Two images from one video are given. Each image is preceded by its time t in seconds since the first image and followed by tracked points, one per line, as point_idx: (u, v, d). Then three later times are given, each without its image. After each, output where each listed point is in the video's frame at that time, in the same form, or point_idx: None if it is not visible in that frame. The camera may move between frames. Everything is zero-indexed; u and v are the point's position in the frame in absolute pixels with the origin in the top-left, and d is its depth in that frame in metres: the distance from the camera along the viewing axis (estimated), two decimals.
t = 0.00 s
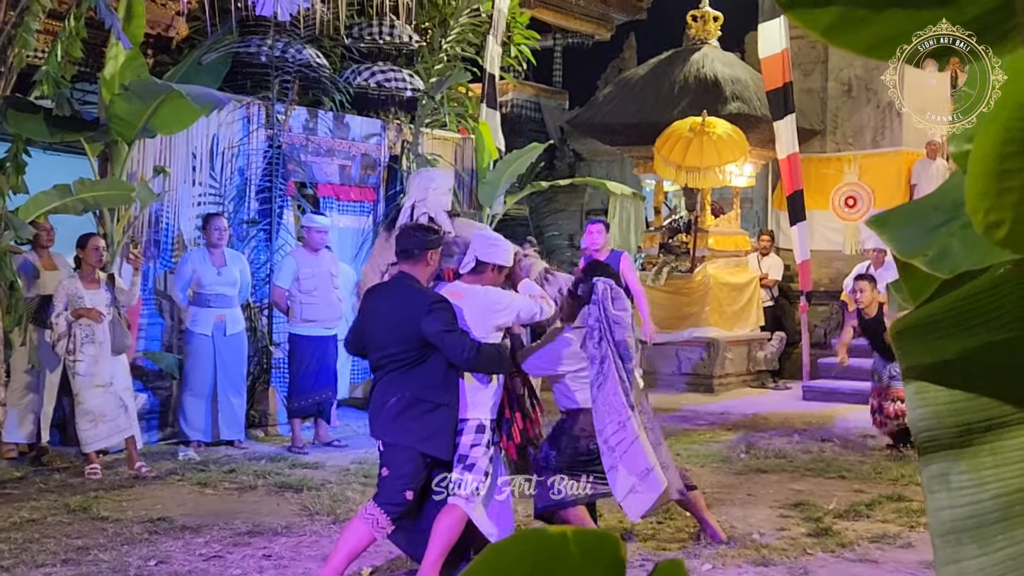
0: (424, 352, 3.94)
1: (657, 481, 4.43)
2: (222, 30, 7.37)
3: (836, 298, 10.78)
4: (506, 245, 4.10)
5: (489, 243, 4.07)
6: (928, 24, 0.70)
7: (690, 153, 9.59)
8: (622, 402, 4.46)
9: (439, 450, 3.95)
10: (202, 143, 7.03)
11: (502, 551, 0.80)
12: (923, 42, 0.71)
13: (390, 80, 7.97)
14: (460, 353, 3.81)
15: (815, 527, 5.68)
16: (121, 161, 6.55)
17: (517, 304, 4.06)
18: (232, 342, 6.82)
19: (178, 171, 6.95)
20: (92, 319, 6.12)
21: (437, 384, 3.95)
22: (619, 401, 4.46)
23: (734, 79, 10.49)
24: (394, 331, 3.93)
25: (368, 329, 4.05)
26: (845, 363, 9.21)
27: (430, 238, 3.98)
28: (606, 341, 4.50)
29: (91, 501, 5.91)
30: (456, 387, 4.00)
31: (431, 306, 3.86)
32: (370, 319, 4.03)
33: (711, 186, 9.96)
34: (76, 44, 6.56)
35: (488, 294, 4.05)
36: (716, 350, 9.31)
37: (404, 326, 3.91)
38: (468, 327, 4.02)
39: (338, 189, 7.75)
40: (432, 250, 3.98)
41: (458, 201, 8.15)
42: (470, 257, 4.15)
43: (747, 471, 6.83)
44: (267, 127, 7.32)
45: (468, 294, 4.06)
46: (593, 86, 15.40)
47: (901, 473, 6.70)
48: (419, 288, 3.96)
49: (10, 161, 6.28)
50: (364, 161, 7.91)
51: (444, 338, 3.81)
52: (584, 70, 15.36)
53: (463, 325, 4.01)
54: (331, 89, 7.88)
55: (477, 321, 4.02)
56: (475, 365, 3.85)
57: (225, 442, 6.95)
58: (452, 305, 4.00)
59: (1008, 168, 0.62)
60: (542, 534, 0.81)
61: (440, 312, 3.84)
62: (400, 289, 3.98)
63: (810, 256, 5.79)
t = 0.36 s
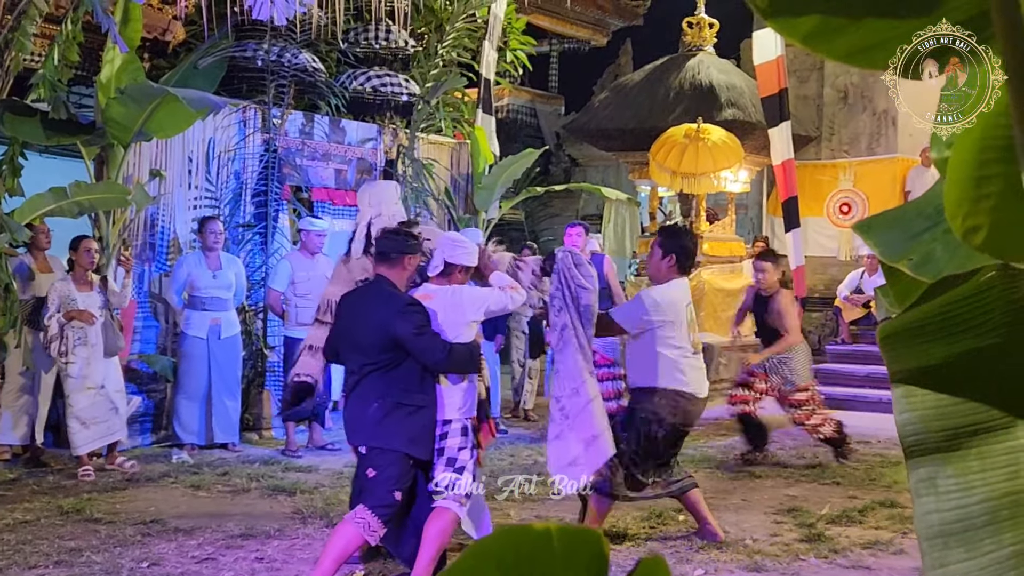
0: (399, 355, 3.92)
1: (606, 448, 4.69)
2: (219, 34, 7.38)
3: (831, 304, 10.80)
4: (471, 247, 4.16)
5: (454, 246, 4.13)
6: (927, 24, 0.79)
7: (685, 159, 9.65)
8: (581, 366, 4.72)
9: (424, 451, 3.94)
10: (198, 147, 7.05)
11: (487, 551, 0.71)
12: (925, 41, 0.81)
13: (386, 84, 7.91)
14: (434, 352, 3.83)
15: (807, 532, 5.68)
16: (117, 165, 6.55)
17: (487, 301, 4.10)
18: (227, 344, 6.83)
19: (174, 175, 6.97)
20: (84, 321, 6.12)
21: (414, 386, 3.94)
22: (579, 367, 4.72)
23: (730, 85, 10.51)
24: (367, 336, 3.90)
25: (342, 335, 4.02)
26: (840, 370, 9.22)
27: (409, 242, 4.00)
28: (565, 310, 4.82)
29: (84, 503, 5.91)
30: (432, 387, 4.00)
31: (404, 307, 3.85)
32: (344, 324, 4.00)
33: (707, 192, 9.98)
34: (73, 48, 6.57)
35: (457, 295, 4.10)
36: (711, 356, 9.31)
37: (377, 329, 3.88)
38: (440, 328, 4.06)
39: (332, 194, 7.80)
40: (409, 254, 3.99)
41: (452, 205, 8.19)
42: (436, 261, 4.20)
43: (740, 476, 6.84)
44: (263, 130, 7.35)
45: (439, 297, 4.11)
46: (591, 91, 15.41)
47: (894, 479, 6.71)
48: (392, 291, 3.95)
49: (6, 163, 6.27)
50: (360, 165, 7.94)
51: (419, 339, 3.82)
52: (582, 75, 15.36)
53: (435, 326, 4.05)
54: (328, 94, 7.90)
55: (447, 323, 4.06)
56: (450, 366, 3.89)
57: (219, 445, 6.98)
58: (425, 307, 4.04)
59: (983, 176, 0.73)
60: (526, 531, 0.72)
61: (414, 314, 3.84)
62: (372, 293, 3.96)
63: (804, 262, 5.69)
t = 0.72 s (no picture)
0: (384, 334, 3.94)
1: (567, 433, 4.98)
2: (217, 31, 7.42)
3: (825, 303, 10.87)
4: (465, 239, 4.16)
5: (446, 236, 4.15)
6: (929, 24, 0.66)
7: (681, 158, 9.70)
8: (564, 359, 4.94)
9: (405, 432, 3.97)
10: (196, 142, 7.09)
11: (491, 551, 0.70)
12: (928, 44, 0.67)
13: (384, 82, 8.02)
14: (414, 332, 3.83)
15: (802, 528, 5.74)
16: (115, 160, 6.60)
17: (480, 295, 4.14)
18: (224, 340, 6.86)
19: (172, 170, 7.01)
20: (83, 314, 6.15)
21: (400, 365, 3.96)
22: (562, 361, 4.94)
23: (724, 85, 10.56)
24: (354, 314, 3.94)
25: (332, 313, 4.07)
26: (834, 368, 9.30)
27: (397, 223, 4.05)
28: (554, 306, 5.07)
29: (82, 495, 5.95)
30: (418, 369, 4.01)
31: (388, 285, 3.89)
32: (334, 303, 4.05)
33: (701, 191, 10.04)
34: (73, 43, 6.60)
35: (451, 287, 4.14)
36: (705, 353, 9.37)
37: (363, 309, 3.93)
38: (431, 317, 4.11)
39: (328, 190, 7.78)
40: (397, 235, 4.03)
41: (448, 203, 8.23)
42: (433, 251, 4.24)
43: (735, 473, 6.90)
44: (261, 127, 7.39)
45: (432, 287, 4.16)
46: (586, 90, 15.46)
47: (888, 477, 6.77)
48: (380, 269, 3.99)
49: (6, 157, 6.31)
50: (357, 162, 7.94)
51: (400, 318, 3.83)
52: (578, 74, 15.44)
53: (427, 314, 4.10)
54: (326, 90, 7.94)
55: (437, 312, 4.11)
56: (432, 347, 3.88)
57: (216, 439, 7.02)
58: (416, 293, 4.10)
59: (1005, 165, 0.56)
60: (541, 521, 0.71)
61: (397, 291, 3.87)
62: (358, 272, 4.00)
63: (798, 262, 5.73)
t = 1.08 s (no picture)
0: (395, 327, 3.99)
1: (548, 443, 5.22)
2: (210, 23, 7.41)
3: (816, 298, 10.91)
4: (471, 238, 4.21)
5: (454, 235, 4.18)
6: (928, 25, 0.71)
7: (672, 153, 9.72)
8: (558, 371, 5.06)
9: (413, 426, 4.00)
10: (189, 134, 7.10)
11: (511, 534, 0.83)
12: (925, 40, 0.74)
13: (377, 74, 8.01)
14: (430, 325, 3.89)
15: (792, 522, 5.79)
16: (108, 150, 6.60)
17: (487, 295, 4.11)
18: (216, 331, 6.88)
19: (165, 161, 7.02)
20: (80, 304, 6.18)
21: (410, 358, 4.00)
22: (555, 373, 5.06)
23: (718, 81, 10.60)
24: (365, 306, 3.98)
25: (337, 305, 4.10)
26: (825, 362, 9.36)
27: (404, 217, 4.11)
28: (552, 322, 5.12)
29: (73, 485, 5.96)
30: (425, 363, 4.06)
31: (404, 279, 3.94)
32: (340, 295, 4.08)
33: (693, 186, 10.08)
34: (66, 33, 6.59)
35: (459, 283, 4.13)
36: (697, 347, 9.40)
37: (374, 301, 3.97)
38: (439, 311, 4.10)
39: (322, 182, 7.82)
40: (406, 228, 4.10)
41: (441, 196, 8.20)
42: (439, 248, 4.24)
43: (726, 466, 6.95)
44: (254, 119, 7.39)
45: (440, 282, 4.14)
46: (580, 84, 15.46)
47: (877, 472, 6.82)
48: (391, 263, 4.04)
49: None
50: (350, 155, 7.98)
51: (416, 312, 3.89)
52: (571, 68, 15.48)
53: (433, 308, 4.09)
54: (320, 83, 7.94)
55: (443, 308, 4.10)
56: (444, 341, 3.94)
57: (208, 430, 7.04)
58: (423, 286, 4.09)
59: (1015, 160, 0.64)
60: (555, 507, 0.85)
61: (414, 286, 3.93)
62: (370, 267, 4.04)
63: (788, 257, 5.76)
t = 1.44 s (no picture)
0: (401, 323, 4.00)
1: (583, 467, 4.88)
2: (198, 19, 7.46)
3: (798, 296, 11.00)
4: (506, 258, 4.20)
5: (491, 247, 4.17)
6: (929, 26, 0.71)
7: (657, 152, 9.81)
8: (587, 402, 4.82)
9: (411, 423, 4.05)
10: (177, 130, 7.13)
11: (503, 545, 0.77)
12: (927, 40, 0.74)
13: (365, 71, 8.07)
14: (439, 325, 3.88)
15: (775, 518, 5.85)
16: (96, 145, 6.62)
17: (494, 317, 4.03)
18: (204, 326, 6.91)
19: (153, 156, 7.05)
20: (72, 298, 6.20)
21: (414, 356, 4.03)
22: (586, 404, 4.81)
23: (702, 80, 10.67)
24: (374, 299, 3.99)
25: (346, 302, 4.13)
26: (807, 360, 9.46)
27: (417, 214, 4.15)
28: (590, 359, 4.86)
29: (59, 481, 5.97)
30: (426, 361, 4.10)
31: (417, 277, 3.96)
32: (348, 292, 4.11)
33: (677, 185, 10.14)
34: (53, 28, 6.58)
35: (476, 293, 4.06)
36: (681, 345, 9.48)
37: (385, 295, 3.98)
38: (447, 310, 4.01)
39: (309, 178, 7.79)
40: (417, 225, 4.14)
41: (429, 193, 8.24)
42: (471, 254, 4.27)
43: (709, 463, 7.01)
44: (242, 114, 7.42)
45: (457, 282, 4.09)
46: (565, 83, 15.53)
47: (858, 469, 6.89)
48: (403, 260, 4.06)
49: None
50: (337, 151, 7.98)
51: (426, 310, 3.89)
52: (557, 67, 15.54)
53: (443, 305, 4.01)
54: (308, 79, 8.00)
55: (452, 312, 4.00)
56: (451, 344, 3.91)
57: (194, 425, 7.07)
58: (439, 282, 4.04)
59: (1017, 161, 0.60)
60: (547, 522, 0.78)
61: (425, 284, 3.94)
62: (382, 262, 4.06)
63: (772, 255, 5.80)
